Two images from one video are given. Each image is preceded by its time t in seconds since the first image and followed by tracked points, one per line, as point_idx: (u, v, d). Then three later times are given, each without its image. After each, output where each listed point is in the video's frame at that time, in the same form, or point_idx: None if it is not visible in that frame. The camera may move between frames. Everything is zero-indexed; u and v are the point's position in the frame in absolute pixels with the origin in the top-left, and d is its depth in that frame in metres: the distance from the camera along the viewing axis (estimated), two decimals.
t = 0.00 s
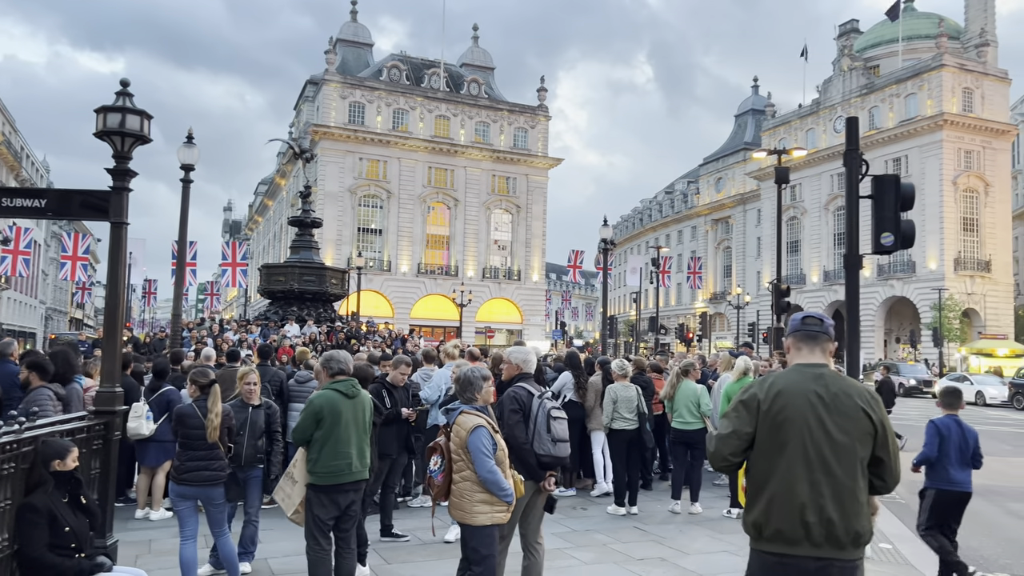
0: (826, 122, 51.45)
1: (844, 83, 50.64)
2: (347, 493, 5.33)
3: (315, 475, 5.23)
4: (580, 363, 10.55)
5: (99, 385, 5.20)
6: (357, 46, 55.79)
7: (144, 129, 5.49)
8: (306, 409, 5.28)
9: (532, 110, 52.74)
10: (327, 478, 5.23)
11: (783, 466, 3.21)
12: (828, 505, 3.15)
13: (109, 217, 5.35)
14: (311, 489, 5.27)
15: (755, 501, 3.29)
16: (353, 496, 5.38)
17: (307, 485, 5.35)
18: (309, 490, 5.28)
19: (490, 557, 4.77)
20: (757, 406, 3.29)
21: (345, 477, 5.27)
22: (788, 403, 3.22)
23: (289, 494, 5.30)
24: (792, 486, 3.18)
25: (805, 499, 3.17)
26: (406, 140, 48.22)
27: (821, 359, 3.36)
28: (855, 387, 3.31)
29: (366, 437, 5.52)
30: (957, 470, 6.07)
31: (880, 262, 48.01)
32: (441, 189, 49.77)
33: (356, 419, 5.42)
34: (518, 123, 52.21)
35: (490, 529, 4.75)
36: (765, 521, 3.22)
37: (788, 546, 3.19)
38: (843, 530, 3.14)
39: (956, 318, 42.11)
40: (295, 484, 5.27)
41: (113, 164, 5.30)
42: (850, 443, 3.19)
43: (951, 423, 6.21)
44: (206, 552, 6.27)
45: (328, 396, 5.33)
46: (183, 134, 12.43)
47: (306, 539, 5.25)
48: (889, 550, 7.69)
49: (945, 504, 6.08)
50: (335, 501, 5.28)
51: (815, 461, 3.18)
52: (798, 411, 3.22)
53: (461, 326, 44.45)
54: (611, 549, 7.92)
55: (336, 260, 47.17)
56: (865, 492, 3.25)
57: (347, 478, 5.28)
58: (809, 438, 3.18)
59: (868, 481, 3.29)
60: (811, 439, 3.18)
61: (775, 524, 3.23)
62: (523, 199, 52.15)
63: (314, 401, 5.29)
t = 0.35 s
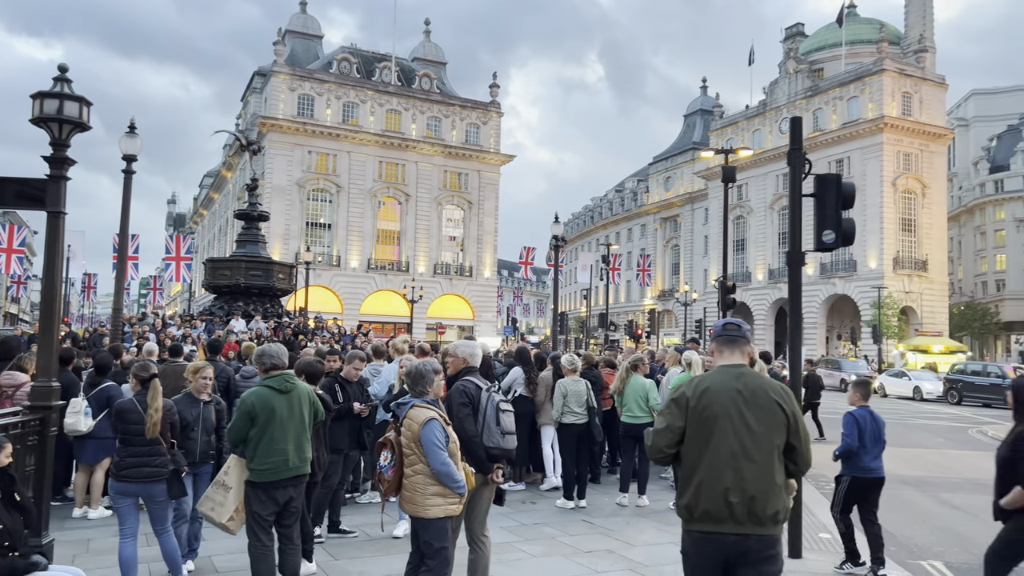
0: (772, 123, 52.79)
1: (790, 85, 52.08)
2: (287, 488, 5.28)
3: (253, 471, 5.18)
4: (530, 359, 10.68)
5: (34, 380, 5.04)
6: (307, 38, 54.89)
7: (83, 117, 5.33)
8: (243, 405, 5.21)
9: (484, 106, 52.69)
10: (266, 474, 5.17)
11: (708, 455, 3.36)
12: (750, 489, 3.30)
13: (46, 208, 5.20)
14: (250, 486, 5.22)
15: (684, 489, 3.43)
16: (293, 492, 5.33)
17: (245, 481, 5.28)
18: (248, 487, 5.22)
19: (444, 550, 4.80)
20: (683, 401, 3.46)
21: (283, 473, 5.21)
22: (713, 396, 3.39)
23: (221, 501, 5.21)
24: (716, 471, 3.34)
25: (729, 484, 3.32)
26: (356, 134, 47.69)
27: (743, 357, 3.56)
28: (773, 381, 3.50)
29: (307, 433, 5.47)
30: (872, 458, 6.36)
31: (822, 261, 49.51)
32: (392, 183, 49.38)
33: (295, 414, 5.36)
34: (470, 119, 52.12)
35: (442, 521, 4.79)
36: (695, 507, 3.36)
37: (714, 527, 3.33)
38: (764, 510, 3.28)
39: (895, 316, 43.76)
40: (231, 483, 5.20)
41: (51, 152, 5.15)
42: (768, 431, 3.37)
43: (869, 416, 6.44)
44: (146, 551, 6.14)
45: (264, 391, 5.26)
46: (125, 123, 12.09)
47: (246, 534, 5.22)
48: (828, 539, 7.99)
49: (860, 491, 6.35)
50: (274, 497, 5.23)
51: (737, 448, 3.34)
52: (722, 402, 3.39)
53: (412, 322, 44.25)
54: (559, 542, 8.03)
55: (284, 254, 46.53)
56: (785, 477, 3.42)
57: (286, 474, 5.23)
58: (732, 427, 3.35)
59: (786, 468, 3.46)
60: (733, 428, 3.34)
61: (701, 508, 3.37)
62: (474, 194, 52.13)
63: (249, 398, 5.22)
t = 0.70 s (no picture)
0: (713, 125, 54.03)
1: (731, 89, 53.39)
2: (226, 486, 5.22)
3: (192, 469, 5.10)
4: (476, 356, 10.76)
5: None
6: (248, 29, 53.66)
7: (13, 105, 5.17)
8: (181, 402, 5.10)
9: (430, 102, 52.41)
10: (204, 473, 5.10)
11: (634, 429, 3.92)
12: (669, 458, 3.86)
13: None
14: (188, 484, 5.14)
15: (615, 459, 3.99)
16: (231, 490, 5.27)
17: (183, 480, 5.19)
18: (186, 485, 5.14)
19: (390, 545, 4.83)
20: (613, 384, 4.03)
21: (221, 471, 5.15)
22: (637, 380, 3.96)
23: (157, 512, 4.97)
24: (640, 444, 3.89)
25: (651, 454, 3.87)
26: (299, 127, 46.85)
27: (665, 345, 4.12)
28: (692, 365, 4.07)
29: (246, 430, 5.41)
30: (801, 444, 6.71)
31: (761, 261, 50.91)
32: (336, 178, 48.70)
33: (235, 411, 5.29)
34: (415, 115, 51.75)
35: (390, 517, 4.82)
36: (621, 474, 3.92)
37: (640, 492, 3.88)
38: (680, 476, 3.84)
39: (829, 315, 45.31)
40: (165, 490, 5.00)
41: None
42: (685, 409, 3.93)
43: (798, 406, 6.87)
44: (76, 553, 5.97)
45: (204, 387, 5.16)
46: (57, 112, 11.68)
47: (183, 536, 5.12)
48: (765, 531, 8.30)
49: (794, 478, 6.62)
50: (212, 495, 5.17)
51: (657, 422, 3.91)
52: (643, 385, 3.97)
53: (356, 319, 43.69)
54: (504, 538, 8.12)
55: (223, 250, 45.34)
56: (701, 447, 3.98)
57: (225, 472, 5.17)
58: (653, 405, 3.92)
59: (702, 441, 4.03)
60: (653, 406, 3.91)
61: (629, 476, 3.91)
62: (420, 191, 51.82)
63: (188, 394, 5.12)
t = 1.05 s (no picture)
0: (651, 128, 55.10)
1: (669, 91, 54.51)
2: (157, 485, 5.11)
3: (121, 469, 4.98)
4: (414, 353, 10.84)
5: None
6: (182, 17, 52.04)
7: None
8: (112, 399, 4.96)
9: (370, 97, 51.77)
10: (133, 473, 4.99)
11: (577, 421, 4.18)
12: (607, 448, 4.14)
13: None
14: (116, 484, 5.01)
15: (556, 449, 4.22)
16: (164, 489, 5.17)
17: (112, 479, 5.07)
18: (114, 485, 5.02)
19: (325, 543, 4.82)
20: (557, 378, 4.27)
21: (152, 470, 5.05)
22: (580, 376, 4.23)
23: (88, 513, 4.88)
24: (582, 435, 4.15)
25: (592, 445, 4.14)
26: (233, 120, 45.69)
27: (607, 343, 4.39)
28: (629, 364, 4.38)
29: (179, 428, 5.30)
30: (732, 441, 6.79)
31: (696, 261, 52.19)
32: (272, 173, 47.69)
33: (169, 408, 5.18)
34: (354, 110, 51.03)
35: (325, 515, 4.81)
36: (564, 463, 4.15)
37: (580, 480, 4.12)
38: (618, 465, 4.12)
39: (760, 314, 46.76)
40: (91, 493, 4.91)
41: None
42: (623, 402, 4.23)
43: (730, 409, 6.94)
44: None
45: (135, 385, 5.03)
46: None
47: (112, 538, 5.00)
48: (696, 524, 8.57)
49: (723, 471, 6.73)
50: (143, 495, 5.05)
51: (597, 414, 4.19)
52: (586, 379, 4.24)
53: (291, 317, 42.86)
54: (442, 535, 8.16)
55: (153, 245, 43.97)
56: (634, 439, 4.28)
57: (156, 471, 5.07)
58: (595, 399, 4.19)
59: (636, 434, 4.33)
60: (595, 400, 4.19)
61: (570, 465, 4.15)
62: (359, 187, 51.16)
63: (119, 391, 4.98)
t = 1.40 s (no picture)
0: (588, 129, 55.83)
1: (605, 93, 55.34)
2: (79, 487, 4.96)
3: (40, 470, 4.83)
4: (343, 351, 10.81)
5: None
6: (106, 3, 49.96)
7: None
8: (31, 397, 4.79)
9: (304, 91, 50.71)
10: (53, 474, 4.84)
11: (512, 407, 4.65)
12: (540, 431, 4.62)
13: None
14: (33, 486, 4.86)
15: (493, 434, 4.65)
16: (86, 490, 5.01)
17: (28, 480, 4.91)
18: (32, 485, 4.86)
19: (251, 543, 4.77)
20: (495, 370, 4.74)
21: (73, 471, 4.90)
22: (517, 366, 4.70)
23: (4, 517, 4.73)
24: (517, 420, 4.61)
25: (525, 431, 4.60)
26: (161, 111, 44.14)
27: (539, 341, 4.92)
28: (558, 358, 4.89)
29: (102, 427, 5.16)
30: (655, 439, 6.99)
31: (631, 261, 53.18)
32: (201, 166, 46.29)
33: (92, 408, 5.04)
34: (287, 103, 49.90)
35: (250, 516, 4.74)
36: (502, 445, 4.59)
37: (514, 461, 4.57)
38: (549, 447, 4.60)
39: (692, 313, 48.01)
40: (8, 495, 4.74)
41: None
42: (553, 392, 4.75)
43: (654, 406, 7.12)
44: None
45: (57, 382, 4.87)
46: None
47: (28, 541, 4.84)
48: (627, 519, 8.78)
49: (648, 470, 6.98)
50: (63, 497, 4.90)
51: (531, 402, 4.68)
52: (522, 371, 4.72)
53: (221, 315, 41.70)
54: (375, 534, 8.15)
55: (74, 239, 42.13)
56: (561, 425, 4.78)
57: (78, 473, 4.92)
58: (530, 388, 4.67)
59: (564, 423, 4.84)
60: (530, 389, 4.67)
61: (505, 449, 4.60)
62: (292, 181, 50.09)
63: (39, 389, 4.81)
